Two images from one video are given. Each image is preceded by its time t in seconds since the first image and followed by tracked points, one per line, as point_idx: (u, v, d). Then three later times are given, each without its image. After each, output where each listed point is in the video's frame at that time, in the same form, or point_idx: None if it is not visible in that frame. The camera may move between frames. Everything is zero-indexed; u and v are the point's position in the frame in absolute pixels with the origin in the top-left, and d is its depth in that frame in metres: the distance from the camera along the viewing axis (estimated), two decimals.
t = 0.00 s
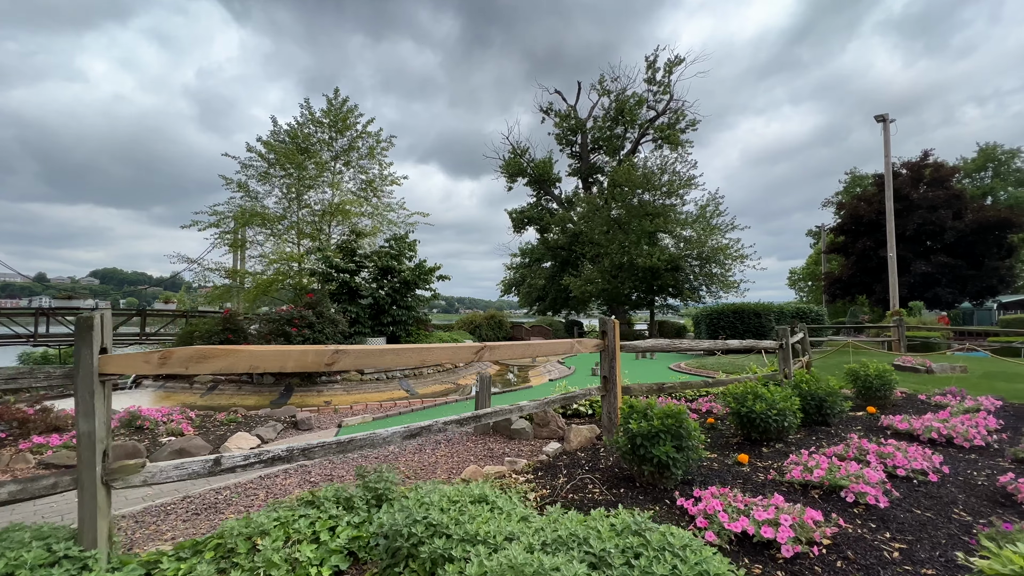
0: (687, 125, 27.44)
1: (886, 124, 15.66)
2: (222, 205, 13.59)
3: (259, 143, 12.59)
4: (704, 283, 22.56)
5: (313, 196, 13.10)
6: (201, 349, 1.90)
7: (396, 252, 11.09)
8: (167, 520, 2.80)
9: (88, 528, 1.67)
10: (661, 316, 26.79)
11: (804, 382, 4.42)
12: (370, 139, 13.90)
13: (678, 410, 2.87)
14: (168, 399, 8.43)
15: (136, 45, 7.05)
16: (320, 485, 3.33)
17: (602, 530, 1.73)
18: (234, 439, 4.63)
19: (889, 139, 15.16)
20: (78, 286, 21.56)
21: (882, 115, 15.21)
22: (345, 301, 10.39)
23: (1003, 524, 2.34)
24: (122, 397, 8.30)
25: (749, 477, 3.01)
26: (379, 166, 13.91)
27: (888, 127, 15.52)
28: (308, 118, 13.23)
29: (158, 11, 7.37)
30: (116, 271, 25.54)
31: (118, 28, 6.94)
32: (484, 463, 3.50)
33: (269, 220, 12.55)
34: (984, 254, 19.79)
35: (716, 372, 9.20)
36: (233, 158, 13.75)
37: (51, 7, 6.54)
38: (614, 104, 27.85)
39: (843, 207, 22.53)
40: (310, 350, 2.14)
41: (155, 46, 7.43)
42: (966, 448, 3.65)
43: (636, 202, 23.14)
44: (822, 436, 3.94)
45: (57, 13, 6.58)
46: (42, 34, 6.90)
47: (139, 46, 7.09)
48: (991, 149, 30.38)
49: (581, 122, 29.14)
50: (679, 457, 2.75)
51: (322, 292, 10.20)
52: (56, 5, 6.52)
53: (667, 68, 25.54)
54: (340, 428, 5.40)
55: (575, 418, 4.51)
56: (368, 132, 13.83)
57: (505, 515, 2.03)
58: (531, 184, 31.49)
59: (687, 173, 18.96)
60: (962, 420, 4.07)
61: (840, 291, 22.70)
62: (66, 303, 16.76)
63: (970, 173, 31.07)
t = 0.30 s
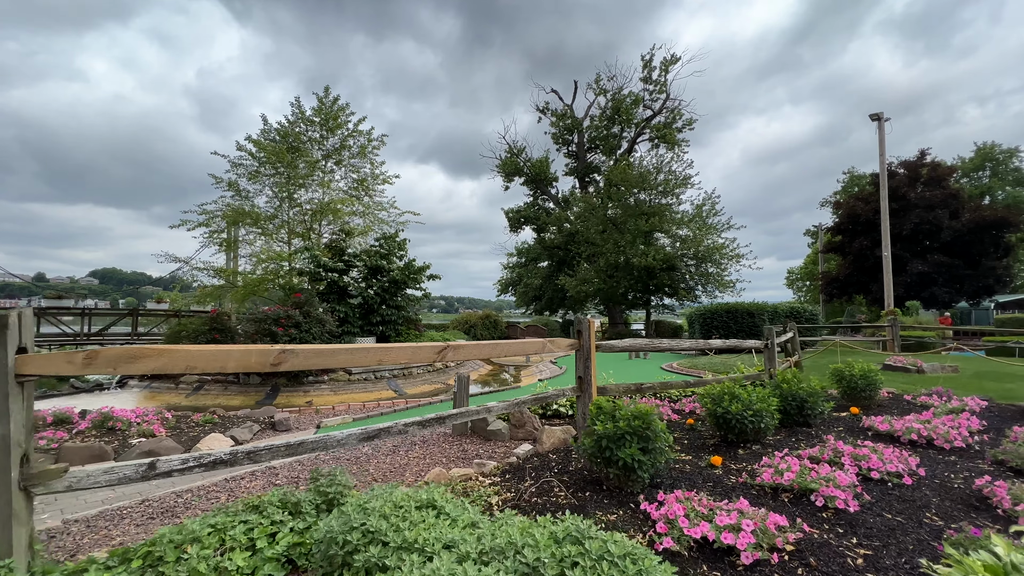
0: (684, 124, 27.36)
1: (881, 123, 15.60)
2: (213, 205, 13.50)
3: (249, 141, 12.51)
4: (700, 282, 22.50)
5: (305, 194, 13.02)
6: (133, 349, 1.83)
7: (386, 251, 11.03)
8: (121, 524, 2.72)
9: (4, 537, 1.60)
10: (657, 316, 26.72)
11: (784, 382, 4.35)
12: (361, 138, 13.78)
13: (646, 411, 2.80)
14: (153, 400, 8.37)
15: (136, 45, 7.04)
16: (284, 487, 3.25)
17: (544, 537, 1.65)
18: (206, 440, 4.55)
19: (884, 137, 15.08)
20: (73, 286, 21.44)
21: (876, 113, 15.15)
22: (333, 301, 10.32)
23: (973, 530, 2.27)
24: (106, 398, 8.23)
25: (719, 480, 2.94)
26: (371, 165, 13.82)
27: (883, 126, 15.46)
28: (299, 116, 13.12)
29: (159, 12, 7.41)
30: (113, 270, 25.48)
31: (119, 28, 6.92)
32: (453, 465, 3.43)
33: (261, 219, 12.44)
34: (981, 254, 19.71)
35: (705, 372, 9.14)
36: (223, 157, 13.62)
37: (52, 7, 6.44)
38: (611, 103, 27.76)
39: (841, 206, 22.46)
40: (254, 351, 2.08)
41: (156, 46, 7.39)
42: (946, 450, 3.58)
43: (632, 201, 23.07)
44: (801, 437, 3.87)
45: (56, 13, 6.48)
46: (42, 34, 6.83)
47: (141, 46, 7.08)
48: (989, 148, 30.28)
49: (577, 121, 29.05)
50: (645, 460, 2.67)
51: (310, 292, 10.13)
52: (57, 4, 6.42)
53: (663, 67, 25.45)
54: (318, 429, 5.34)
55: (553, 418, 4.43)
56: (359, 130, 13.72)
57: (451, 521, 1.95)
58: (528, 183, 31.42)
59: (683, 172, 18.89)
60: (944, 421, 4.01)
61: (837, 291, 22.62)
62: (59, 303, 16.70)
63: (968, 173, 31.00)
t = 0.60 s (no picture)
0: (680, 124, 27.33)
1: (875, 122, 15.57)
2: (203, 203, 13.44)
3: (238, 140, 12.44)
4: (696, 282, 22.46)
5: (296, 193, 12.96)
6: (64, 345, 1.80)
7: (375, 250, 10.97)
8: (75, 524, 2.67)
9: None
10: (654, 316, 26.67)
11: (763, 381, 4.31)
12: (353, 136, 13.70)
13: (609, 409, 2.76)
14: (138, 399, 8.32)
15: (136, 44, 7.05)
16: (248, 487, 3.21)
17: (480, 539, 1.61)
18: (179, 440, 4.50)
19: (877, 136, 15.05)
20: (67, 286, 21.38)
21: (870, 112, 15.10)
22: (322, 300, 10.28)
23: (933, 530, 2.23)
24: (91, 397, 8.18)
25: (685, 479, 2.90)
26: (363, 164, 13.75)
27: (877, 124, 15.42)
28: (290, 115, 13.05)
29: (160, 12, 7.55)
30: (112, 270, 25.47)
31: (119, 27, 6.97)
32: (421, 465, 3.38)
33: (251, 218, 12.35)
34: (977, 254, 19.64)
35: (694, 372, 9.11)
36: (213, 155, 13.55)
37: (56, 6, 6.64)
38: (607, 103, 27.71)
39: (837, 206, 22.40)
40: (196, 347, 2.05)
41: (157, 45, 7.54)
42: (921, 449, 3.53)
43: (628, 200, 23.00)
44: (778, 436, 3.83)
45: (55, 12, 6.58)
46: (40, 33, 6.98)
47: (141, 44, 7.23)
48: (987, 148, 30.22)
49: (573, 120, 29.01)
50: (607, 459, 2.64)
51: (297, 291, 10.08)
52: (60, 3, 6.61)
53: (659, 66, 25.41)
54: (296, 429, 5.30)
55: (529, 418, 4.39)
56: (351, 129, 13.64)
57: (394, 521, 1.90)
58: (524, 182, 31.37)
59: (678, 171, 18.80)
60: (922, 420, 3.96)
61: (834, 291, 22.56)
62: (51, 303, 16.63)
63: (965, 172, 30.93)
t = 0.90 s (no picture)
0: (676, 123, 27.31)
1: (868, 122, 15.54)
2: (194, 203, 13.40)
3: (228, 139, 12.40)
4: (691, 281, 22.45)
5: (287, 193, 12.93)
6: None
7: (364, 250, 10.93)
8: (28, 526, 2.65)
9: None
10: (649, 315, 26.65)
11: (737, 382, 4.29)
12: (344, 135, 13.65)
13: (569, 409, 2.73)
14: (123, 399, 8.29)
15: (139, 44, 7.08)
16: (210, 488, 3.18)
17: (407, 542, 1.59)
18: (152, 441, 4.48)
19: (871, 136, 15.02)
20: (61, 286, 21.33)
21: (864, 111, 15.07)
22: (310, 300, 10.25)
23: (887, 533, 2.20)
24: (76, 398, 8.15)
25: (647, 481, 2.88)
26: (354, 163, 13.72)
27: (871, 124, 15.40)
28: (281, 114, 13.00)
29: (161, 11, 7.60)
30: (112, 270, 25.52)
31: (120, 27, 7.01)
32: (386, 466, 3.36)
33: (242, 217, 12.33)
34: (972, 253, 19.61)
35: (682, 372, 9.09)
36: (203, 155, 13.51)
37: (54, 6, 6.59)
38: (603, 102, 27.70)
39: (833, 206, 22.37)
40: (138, 348, 2.03)
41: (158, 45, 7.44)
42: (892, 450, 3.51)
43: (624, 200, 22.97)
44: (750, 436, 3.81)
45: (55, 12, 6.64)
46: (43, 34, 7.06)
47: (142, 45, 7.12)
48: (984, 148, 30.18)
49: (569, 120, 29.00)
50: (565, 461, 2.61)
51: (285, 291, 10.06)
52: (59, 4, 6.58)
53: (655, 66, 25.40)
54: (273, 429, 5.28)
55: (503, 418, 4.37)
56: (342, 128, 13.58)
57: (332, 524, 1.88)
58: (521, 182, 31.34)
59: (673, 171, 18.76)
60: (897, 421, 3.94)
61: (830, 291, 22.53)
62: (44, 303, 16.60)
63: (962, 172, 30.90)
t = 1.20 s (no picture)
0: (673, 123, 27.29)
1: (862, 120, 15.50)
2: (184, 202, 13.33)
3: (218, 139, 12.35)
4: (686, 281, 22.41)
5: (277, 192, 12.88)
6: None
7: (353, 249, 10.86)
8: None
9: None
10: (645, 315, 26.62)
11: (713, 381, 4.24)
12: (335, 134, 13.59)
13: (529, 409, 2.68)
14: (108, 399, 8.24)
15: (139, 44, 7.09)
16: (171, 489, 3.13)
17: (330, 546, 1.54)
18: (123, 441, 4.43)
19: (865, 135, 14.98)
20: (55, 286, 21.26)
21: (858, 110, 15.03)
22: (299, 299, 10.21)
23: (843, 535, 2.16)
24: (60, 398, 8.09)
25: (610, 481, 2.83)
26: (345, 162, 13.69)
27: (864, 123, 15.37)
28: (271, 113, 12.94)
29: (161, 11, 7.39)
30: (109, 269, 25.52)
31: (121, 27, 7.03)
32: (351, 467, 3.31)
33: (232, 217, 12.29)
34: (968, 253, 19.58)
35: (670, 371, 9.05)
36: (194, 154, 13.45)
37: (54, 7, 6.56)
38: (599, 102, 27.65)
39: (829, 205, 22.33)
40: (75, 346, 1.99)
41: (158, 45, 7.44)
42: (865, 450, 3.46)
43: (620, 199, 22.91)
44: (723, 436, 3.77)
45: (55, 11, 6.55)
46: (43, 34, 6.98)
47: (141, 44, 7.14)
48: (981, 147, 30.10)
49: (565, 120, 28.97)
50: (523, 461, 2.56)
51: (272, 290, 10.00)
52: (60, 5, 6.56)
53: (651, 65, 25.35)
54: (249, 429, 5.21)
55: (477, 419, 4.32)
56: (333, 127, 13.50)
57: (266, 526, 1.82)
58: (517, 181, 31.28)
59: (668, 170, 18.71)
60: (873, 421, 3.89)
61: (826, 290, 22.48)
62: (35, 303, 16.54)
63: (959, 172, 30.86)
